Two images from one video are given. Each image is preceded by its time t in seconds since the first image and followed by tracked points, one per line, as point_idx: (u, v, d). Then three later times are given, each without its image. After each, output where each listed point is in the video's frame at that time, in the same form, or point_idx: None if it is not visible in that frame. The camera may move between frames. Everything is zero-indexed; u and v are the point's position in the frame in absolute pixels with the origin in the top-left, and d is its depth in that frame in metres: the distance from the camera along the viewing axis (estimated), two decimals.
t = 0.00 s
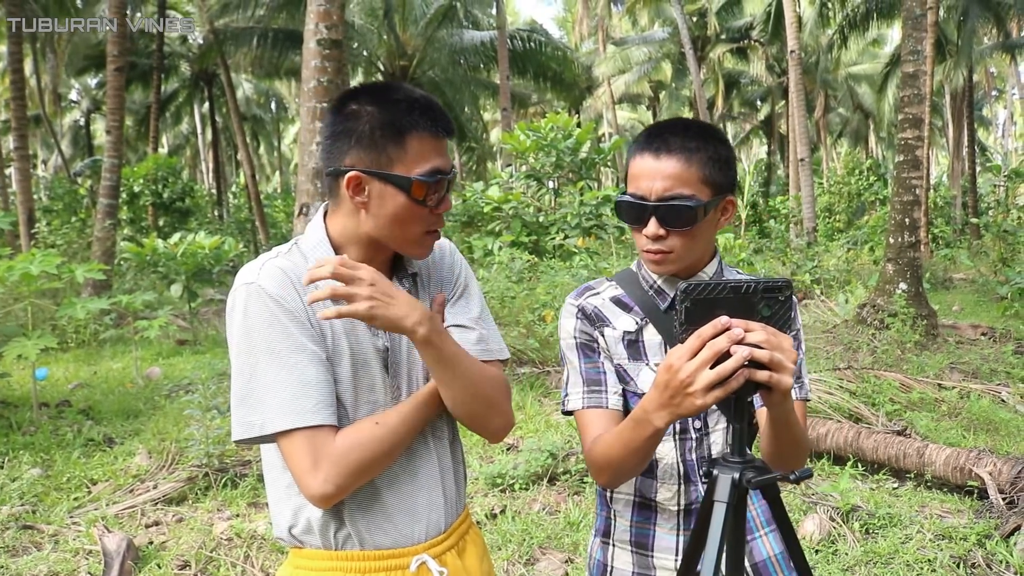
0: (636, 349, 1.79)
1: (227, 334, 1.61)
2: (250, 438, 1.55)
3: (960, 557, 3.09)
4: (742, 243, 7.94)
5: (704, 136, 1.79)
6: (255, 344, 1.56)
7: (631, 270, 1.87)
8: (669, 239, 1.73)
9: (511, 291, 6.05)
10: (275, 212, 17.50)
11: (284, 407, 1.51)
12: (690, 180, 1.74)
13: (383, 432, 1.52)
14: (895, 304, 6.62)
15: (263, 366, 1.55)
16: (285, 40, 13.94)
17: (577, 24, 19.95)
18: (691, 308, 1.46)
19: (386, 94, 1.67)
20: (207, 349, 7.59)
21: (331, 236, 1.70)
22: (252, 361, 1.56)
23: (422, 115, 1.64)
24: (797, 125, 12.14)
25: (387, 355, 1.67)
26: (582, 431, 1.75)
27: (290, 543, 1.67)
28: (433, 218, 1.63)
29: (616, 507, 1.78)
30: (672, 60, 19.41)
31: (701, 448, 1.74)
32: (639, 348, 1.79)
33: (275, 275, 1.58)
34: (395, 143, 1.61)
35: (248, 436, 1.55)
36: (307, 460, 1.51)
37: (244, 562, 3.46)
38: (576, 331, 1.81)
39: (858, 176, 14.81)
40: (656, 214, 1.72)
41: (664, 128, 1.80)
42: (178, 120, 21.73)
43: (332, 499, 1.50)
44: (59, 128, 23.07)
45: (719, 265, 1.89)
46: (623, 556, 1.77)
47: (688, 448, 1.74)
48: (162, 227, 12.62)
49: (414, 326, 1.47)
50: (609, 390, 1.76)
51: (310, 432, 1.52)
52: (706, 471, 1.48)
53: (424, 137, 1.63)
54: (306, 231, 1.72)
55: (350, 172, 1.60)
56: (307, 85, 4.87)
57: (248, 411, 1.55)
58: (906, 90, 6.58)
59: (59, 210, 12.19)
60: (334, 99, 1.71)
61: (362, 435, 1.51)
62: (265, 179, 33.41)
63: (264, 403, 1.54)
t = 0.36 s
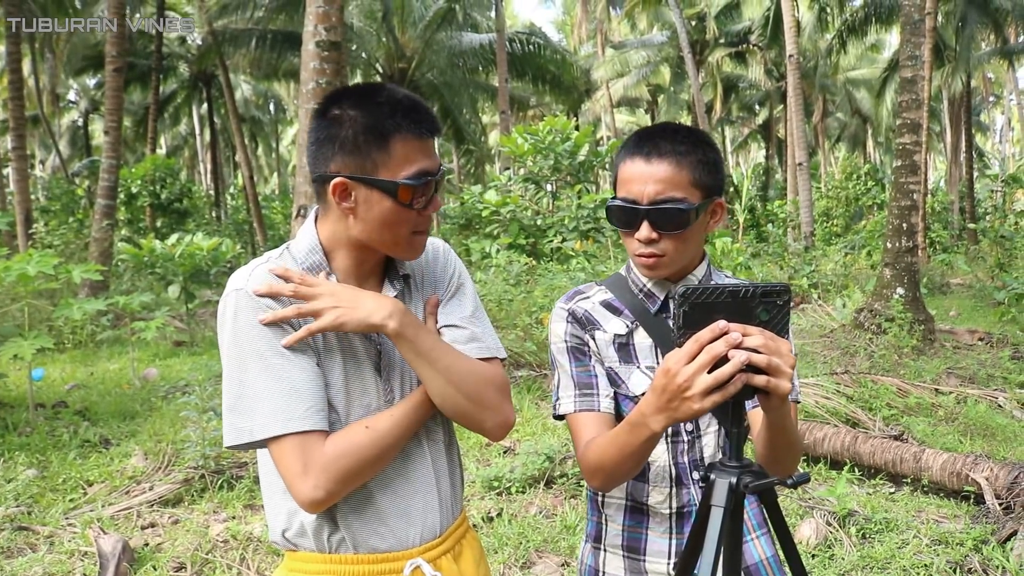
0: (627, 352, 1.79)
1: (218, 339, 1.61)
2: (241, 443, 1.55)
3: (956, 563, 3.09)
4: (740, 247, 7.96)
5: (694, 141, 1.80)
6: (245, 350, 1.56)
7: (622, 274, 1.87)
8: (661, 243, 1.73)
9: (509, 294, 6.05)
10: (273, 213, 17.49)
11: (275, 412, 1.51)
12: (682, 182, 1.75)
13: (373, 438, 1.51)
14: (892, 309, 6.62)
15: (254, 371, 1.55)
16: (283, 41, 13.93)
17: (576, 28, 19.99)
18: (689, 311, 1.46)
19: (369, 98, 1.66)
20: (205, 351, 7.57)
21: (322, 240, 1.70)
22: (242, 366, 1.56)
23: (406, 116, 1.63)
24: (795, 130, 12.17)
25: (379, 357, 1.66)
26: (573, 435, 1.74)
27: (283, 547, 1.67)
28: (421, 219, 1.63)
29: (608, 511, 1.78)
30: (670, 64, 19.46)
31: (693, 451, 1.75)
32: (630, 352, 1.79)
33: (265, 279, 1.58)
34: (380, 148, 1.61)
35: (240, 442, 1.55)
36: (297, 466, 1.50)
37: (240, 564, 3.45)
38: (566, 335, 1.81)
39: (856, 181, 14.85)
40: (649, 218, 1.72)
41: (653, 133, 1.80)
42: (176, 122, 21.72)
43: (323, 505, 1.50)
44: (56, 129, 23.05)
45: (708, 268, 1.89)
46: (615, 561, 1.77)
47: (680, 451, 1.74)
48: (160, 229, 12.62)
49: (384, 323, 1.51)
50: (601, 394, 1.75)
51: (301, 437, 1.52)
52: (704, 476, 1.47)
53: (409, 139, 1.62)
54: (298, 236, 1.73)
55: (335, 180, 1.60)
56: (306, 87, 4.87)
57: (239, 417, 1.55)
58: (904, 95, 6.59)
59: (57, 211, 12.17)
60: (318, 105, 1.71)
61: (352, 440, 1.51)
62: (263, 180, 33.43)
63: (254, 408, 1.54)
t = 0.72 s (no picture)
0: (627, 348, 1.78)
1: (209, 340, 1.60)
2: (233, 444, 1.55)
3: (954, 561, 3.09)
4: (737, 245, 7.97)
5: (698, 140, 1.79)
6: (236, 350, 1.55)
7: (622, 270, 1.87)
8: (664, 239, 1.72)
9: (506, 291, 6.04)
10: (270, 211, 17.47)
11: (266, 413, 1.51)
12: (684, 181, 1.73)
13: (366, 437, 1.51)
14: (890, 307, 6.63)
15: (245, 373, 1.55)
16: (281, 39, 13.90)
17: (574, 26, 19.98)
18: (687, 308, 1.45)
19: (359, 96, 1.65)
20: (202, 349, 7.56)
21: (313, 238, 1.69)
22: (233, 367, 1.56)
23: (395, 116, 1.62)
24: (793, 128, 12.16)
25: (373, 355, 1.65)
26: (572, 430, 1.74)
27: (277, 546, 1.66)
28: (412, 218, 1.62)
29: (606, 508, 1.78)
30: (668, 62, 19.45)
31: (692, 448, 1.74)
32: (630, 348, 1.78)
33: (256, 278, 1.58)
34: (371, 149, 1.60)
35: (231, 443, 1.55)
36: (289, 466, 1.50)
37: (237, 562, 3.44)
38: (566, 331, 1.80)
39: (854, 180, 14.85)
40: (652, 214, 1.71)
41: (657, 129, 1.78)
42: (174, 119, 21.67)
43: (317, 504, 1.50)
44: (53, 127, 23.00)
45: (709, 265, 1.89)
46: (613, 559, 1.77)
47: (679, 448, 1.74)
48: (157, 227, 12.60)
49: (377, 320, 1.50)
50: (600, 389, 1.75)
51: (292, 437, 1.51)
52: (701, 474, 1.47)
53: (399, 138, 1.61)
54: (289, 233, 1.72)
55: (325, 182, 1.59)
56: (303, 84, 4.86)
57: (230, 418, 1.55)
58: (903, 94, 6.61)
59: (54, 209, 12.13)
60: (307, 103, 1.70)
61: (345, 440, 1.51)
62: (261, 178, 33.40)
63: (245, 409, 1.53)
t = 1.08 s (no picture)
0: (631, 344, 1.78)
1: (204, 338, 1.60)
2: (230, 442, 1.54)
3: (952, 557, 3.09)
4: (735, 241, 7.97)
5: (725, 143, 1.77)
6: (233, 348, 1.55)
7: (628, 265, 1.86)
8: (668, 234, 1.73)
9: (503, 289, 6.02)
10: (268, 209, 17.44)
11: (264, 411, 1.51)
12: (700, 180, 1.72)
13: (364, 435, 1.51)
14: (888, 304, 6.63)
15: (242, 371, 1.54)
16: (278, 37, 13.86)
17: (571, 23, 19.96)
18: (686, 305, 1.45)
19: (356, 93, 1.64)
20: (200, 347, 7.54)
21: (310, 235, 1.69)
22: (230, 365, 1.55)
23: (394, 115, 1.61)
24: (791, 125, 12.14)
25: (370, 352, 1.65)
26: (572, 424, 1.74)
27: (274, 545, 1.66)
28: (410, 215, 1.62)
29: (608, 503, 1.77)
30: (666, 59, 19.43)
31: (693, 445, 1.74)
32: (634, 343, 1.78)
33: (252, 275, 1.57)
34: (367, 147, 1.59)
35: (228, 441, 1.54)
36: (287, 464, 1.49)
37: (235, 561, 3.44)
38: (570, 323, 1.80)
39: (852, 176, 14.84)
40: (660, 207, 1.71)
41: (684, 124, 1.77)
42: (171, 118, 21.63)
43: (314, 503, 1.49)
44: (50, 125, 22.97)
45: (716, 265, 1.88)
46: (615, 553, 1.76)
47: (679, 445, 1.73)
48: (155, 225, 12.58)
49: (375, 317, 1.50)
50: (600, 383, 1.75)
51: (290, 436, 1.51)
52: (701, 471, 1.47)
53: (396, 136, 1.61)
54: (285, 230, 1.71)
55: (322, 178, 1.58)
56: (300, 82, 4.85)
57: (226, 416, 1.54)
58: (900, 90, 6.60)
59: (51, 208, 12.10)
60: (303, 100, 1.69)
61: (343, 437, 1.51)
62: (258, 177, 33.37)
63: (242, 407, 1.53)
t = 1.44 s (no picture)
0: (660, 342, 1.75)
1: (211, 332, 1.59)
2: (234, 435, 1.54)
3: (951, 554, 3.10)
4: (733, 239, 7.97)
5: (745, 120, 1.81)
6: (239, 342, 1.55)
7: (667, 261, 1.84)
8: (705, 210, 1.72)
9: (501, 286, 6.02)
10: (266, 207, 17.42)
11: (269, 404, 1.50)
12: (726, 152, 1.74)
13: (369, 432, 1.50)
14: (887, 301, 6.64)
15: (248, 365, 1.54)
16: (276, 35, 13.85)
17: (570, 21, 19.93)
18: (688, 301, 1.45)
19: (357, 74, 1.65)
20: (198, 345, 7.53)
21: (317, 226, 1.69)
22: (236, 358, 1.55)
23: (384, 92, 1.61)
24: (789, 123, 12.14)
25: (376, 349, 1.64)
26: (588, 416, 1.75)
27: (277, 540, 1.66)
28: (396, 195, 1.59)
29: (632, 499, 1.77)
30: (664, 57, 19.42)
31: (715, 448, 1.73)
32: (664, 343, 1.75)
33: (258, 270, 1.57)
34: (350, 123, 1.60)
35: (231, 433, 1.54)
36: (291, 459, 1.49)
37: (234, 559, 3.44)
38: (598, 317, 1.79)
39: (850, 174, 14.84)
40: (692, 183, 1.72)
41: (705, 107, 1.81)
42: (168, 116, 21.58)
43: (317, 498, 1.49)
44: (47, 123, 22.92)
45: (758, 260, 1.85)
46: (635, 550, 1.76)
47: (703, 448, 1.72)
48: (153, 223, 12.56)
49: (385, 315, 1.49)
50: (620, 379, 1.75)
51: (294, 430, 1.51)
52: (702, 469, 1.47)
53: (381, 114, 1.60)
54: (294, 223, 1.72)
55: (308, 153, 1.61)
56: (299, 79, 4.85)
57: (231, 409, 1.54)
58: (898, 88, 6.60)
59: (49, 206, 12.12)
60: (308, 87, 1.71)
61: (347, 432, 1.50)
62: (256, 175, 33.36)
63: (246, 400, 1.53)
